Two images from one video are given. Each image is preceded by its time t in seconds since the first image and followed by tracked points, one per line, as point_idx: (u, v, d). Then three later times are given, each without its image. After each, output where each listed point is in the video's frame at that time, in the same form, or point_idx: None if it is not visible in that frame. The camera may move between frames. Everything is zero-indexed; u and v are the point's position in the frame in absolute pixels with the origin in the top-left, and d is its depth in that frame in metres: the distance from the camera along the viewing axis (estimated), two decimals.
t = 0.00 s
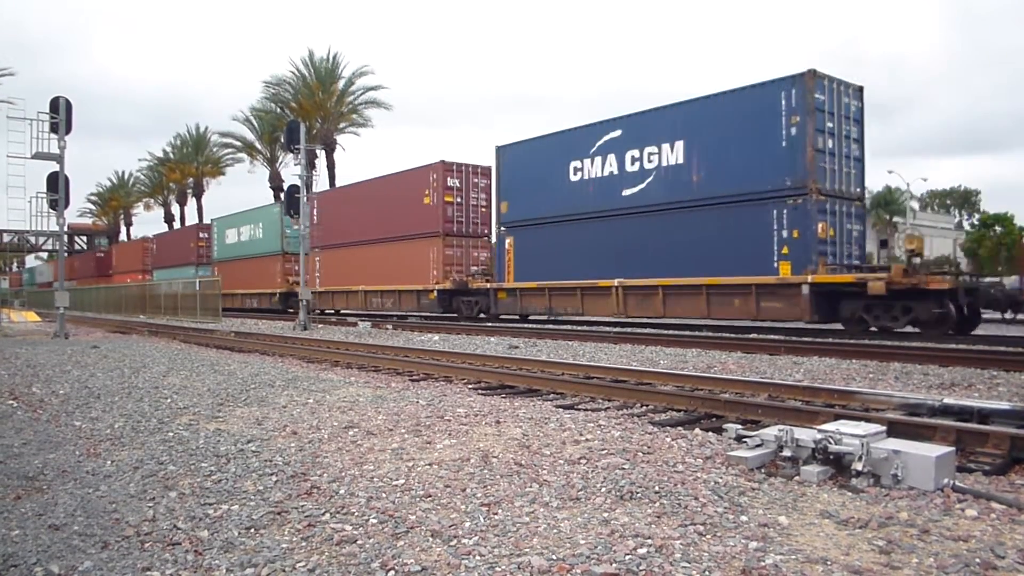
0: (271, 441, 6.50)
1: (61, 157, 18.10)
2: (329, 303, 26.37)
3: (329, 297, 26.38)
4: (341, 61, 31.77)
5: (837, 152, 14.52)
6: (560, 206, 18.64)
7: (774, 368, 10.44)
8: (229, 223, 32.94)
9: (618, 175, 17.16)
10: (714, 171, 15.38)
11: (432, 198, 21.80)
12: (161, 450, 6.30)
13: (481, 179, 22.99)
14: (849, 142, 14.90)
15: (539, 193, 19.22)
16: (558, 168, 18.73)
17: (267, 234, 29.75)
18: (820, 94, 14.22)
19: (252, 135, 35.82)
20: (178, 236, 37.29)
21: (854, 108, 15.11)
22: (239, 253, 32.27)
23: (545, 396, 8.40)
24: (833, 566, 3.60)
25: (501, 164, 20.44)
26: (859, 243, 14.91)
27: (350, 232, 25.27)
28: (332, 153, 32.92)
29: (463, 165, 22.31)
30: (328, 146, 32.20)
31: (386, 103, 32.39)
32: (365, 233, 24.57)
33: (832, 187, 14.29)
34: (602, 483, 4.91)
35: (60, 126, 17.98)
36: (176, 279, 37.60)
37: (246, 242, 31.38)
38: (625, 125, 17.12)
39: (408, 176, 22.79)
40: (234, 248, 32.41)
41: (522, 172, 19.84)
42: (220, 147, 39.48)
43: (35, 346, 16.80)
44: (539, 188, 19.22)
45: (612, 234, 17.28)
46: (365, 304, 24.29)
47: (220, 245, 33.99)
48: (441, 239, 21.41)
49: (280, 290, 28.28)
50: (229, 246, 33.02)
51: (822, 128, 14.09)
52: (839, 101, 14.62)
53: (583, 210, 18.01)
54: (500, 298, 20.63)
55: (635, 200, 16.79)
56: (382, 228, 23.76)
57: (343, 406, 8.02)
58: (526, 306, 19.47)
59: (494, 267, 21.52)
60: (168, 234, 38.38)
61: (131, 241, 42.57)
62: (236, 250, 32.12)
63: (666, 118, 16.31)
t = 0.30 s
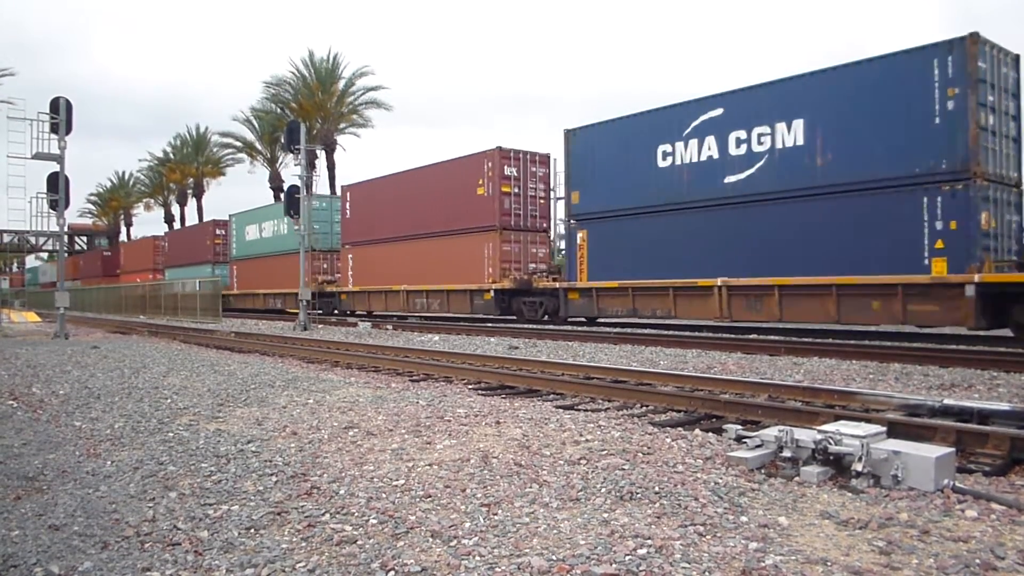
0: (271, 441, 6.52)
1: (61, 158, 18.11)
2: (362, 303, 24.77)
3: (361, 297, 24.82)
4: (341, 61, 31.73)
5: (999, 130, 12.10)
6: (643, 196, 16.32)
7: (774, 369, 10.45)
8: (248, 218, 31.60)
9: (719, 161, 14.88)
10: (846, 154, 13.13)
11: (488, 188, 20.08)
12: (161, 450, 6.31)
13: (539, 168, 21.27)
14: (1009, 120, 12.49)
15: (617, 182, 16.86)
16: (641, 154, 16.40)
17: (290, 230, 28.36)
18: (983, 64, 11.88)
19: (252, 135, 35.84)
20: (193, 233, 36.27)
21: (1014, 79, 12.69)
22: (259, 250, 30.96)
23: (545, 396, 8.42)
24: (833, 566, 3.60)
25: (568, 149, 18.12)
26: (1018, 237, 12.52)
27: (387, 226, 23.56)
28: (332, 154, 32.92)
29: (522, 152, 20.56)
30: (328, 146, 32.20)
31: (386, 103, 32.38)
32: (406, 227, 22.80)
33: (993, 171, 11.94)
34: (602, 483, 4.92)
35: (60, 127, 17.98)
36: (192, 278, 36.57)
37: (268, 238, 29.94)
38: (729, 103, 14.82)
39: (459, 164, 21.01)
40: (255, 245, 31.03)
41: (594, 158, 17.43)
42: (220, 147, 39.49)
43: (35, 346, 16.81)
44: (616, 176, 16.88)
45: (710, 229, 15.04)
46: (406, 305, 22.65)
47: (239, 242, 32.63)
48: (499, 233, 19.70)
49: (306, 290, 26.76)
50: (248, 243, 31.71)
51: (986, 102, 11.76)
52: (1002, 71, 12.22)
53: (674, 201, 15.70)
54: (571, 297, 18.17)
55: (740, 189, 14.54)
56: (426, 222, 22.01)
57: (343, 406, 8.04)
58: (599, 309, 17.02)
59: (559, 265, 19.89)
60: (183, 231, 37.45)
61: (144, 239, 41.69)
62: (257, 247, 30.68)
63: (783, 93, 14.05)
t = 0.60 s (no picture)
0: (271, 441, 6.51)
1: (61, 157, 18.11)
2: (401, 304, 23.08)
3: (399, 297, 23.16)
4: (342, 61, 31.73)
5: None
6: (753, 184, 14.10)
7: (774, 369, 10.46)
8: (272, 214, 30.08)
9: (852, 141, 12.67)
10: (1017, 131, 10.91)
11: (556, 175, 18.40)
12: (161, 450, 6.30)
13: (610, 154, 19.59)
14: None
15: (718, 168, 14.62)
16: (749, 136, 14.17)
17: (319, 224, 26.93)
18: None
19: (253, 135, 35.85)
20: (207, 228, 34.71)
21: None
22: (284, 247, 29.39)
23: (545, 396, 8.42)
24: (832, 567, 3.60)
25: (655, 130, 15.81)
26: None
27: (436, 219, 21.84)
28: (332, 153, 32.92)
29: (592, 137, 18.87)
30: (328, 146, 32.19)
31: (386, 104, 32.38)
32: (458, 220, 21.06)
33: None
34: (602, 483, 4.92)
35: (60, 126, 17.97)
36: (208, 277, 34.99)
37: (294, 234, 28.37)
38: (863, 72, 12.60)
39: (520, 150, 19.23)
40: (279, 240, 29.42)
41: (688, 142, 15.18)
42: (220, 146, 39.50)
43: (35, 346, 16.80)
44: (717, 161, 14.64)
45: (794, 222, 13.46)
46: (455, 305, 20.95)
47: (261, 239, 31.03)
48: (569, 225, 18.05)
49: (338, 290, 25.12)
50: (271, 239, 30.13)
51: None
52: None
53: (800, 188, 13.37)
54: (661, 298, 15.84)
55: (879, 174, 12.35)
56: (481, 214, 20.31)
57: (343, 406, 8.03)
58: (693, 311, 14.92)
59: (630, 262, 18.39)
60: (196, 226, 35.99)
61: (156, 235, 40.34)
62: (281, 243, 29.09)
63: (929, 61, 11.82)
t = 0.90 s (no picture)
0: (271, 441, 6.51)
1: (61, 157, 18.11)
2: (449, 305, 21.07)
3: (446, 298, 21.12)
4: (341, 62, 31.65)
5: None
6: (877, 171, 12.08)
7: (774, 369, 10.46)
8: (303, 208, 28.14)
9: None
10: None
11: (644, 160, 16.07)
12: (161, 450, 6.30)
13: (699, 138, 17.23)
14: None
15: (841, 152, 12.51)
16: (885, 115, 12.04)
17: (354, 217, 24.98)
18: None
19: (252, 135, 35.85)
20: (226, 224, 32.81)
21: None
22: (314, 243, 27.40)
23: (544, 396, 8.41)
24: (832, 567, 3.60)
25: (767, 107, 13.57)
26: None
27: (491, 210, 19.56)
28: (332, 153, 32.91)
29: (682, 117, 16.57)
30: (328, 146, 32.18)
31: (386, 103, 32.37)
32: (519, 213, 18.77)
33: None
34: (602, 483, 4.92)
35: (60, 126, 17.97)
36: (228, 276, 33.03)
37: (326, 229, 26.40)
38: None
39: (597, 131, 16.94)
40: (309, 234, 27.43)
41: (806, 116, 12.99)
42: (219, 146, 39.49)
43: (34, 346, 16.78)
44: (841, 145, 12.51)
45: (848, 214, 12.39)
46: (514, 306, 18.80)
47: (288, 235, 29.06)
48: (657, 217, 15.79)
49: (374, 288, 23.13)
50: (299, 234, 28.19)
51: None
52: None
53: (955, 171, 11.20)
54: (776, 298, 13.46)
55: None
56: (548, 206, 18.04)
57: (343, 406, 8.02)
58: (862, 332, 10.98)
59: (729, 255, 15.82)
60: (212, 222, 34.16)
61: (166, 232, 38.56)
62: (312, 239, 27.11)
63: None
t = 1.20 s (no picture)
0: (271, 441, 6.50)
1: (61, 157, 18.12)
2: (508, 305, 19.98)
3: (505, 297, 20.15)
4: (341, 61, 31.75)
5: None
6: None
7: (773, 369, 10.45)
8: (337, 200, 26.78)
9: None
10: None
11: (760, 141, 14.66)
12: (161, 450, 6.30)
13: (811, 118, 15.75)
14: None
15: (995, 131, 10.98)
16: None
17: (395, 209, 23.69)
18: None
19: (252, 135, 35.87)
20: (248, 219, 31.39)
21: None
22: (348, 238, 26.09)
23: (544, 396, 8.41)
24: (832, 567, 3.60)
25: (914, 72, 11.85)
26: None
27: (570, 199, 18.24)
28: (332, 153, 32.93)
29: (796, 93, 15.19)
30: (328, 146, 32.19)
31: (386, 103, 32.37)
32: (605, 202, 17.41)
33: None
34: (602, 483, 4.92)
35: (60, 126, 17.98)
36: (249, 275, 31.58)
37: (364, 222, 25.08)
38: None
39: (703, 110, 15.54)
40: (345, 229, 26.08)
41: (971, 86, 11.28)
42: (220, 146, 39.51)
43: (34, 346, 16.78)
44: (995, 121, 10.99)
45: None
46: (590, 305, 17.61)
47: (320, 230, 27.73)
48: (771, 205, 14.39)
49: (421, 286, 21.97)
50: (333, 228, 26.88)
51: None
52: None
53: None
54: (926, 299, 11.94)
55: None
56: (642, 194, 16.64)
57: (343, 406, 8.02)
58: None
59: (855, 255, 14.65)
60: (231, 218, 32.76)
61: (179, 229, 37.17)
62: (348, 233, 25.81)
63: None
